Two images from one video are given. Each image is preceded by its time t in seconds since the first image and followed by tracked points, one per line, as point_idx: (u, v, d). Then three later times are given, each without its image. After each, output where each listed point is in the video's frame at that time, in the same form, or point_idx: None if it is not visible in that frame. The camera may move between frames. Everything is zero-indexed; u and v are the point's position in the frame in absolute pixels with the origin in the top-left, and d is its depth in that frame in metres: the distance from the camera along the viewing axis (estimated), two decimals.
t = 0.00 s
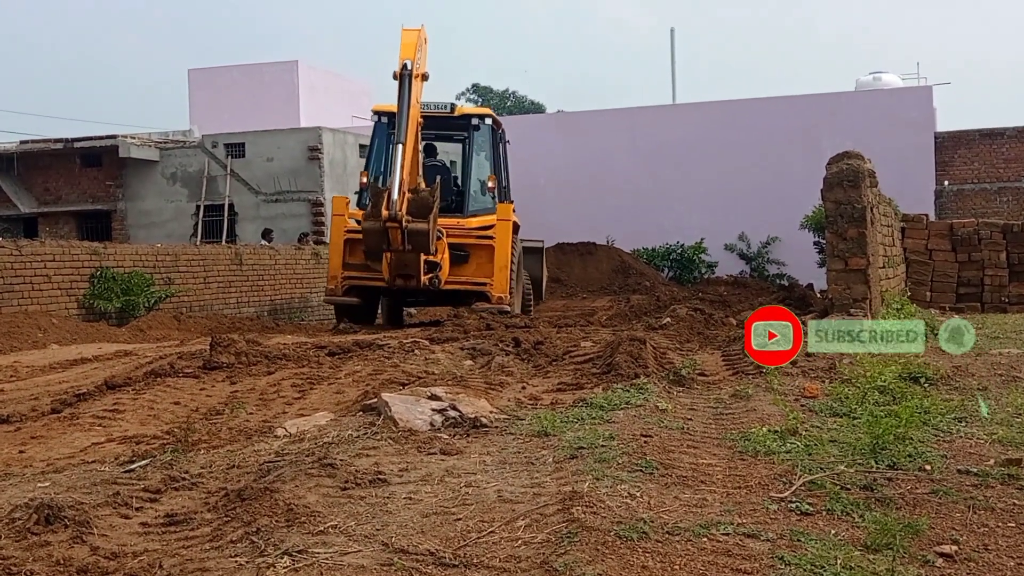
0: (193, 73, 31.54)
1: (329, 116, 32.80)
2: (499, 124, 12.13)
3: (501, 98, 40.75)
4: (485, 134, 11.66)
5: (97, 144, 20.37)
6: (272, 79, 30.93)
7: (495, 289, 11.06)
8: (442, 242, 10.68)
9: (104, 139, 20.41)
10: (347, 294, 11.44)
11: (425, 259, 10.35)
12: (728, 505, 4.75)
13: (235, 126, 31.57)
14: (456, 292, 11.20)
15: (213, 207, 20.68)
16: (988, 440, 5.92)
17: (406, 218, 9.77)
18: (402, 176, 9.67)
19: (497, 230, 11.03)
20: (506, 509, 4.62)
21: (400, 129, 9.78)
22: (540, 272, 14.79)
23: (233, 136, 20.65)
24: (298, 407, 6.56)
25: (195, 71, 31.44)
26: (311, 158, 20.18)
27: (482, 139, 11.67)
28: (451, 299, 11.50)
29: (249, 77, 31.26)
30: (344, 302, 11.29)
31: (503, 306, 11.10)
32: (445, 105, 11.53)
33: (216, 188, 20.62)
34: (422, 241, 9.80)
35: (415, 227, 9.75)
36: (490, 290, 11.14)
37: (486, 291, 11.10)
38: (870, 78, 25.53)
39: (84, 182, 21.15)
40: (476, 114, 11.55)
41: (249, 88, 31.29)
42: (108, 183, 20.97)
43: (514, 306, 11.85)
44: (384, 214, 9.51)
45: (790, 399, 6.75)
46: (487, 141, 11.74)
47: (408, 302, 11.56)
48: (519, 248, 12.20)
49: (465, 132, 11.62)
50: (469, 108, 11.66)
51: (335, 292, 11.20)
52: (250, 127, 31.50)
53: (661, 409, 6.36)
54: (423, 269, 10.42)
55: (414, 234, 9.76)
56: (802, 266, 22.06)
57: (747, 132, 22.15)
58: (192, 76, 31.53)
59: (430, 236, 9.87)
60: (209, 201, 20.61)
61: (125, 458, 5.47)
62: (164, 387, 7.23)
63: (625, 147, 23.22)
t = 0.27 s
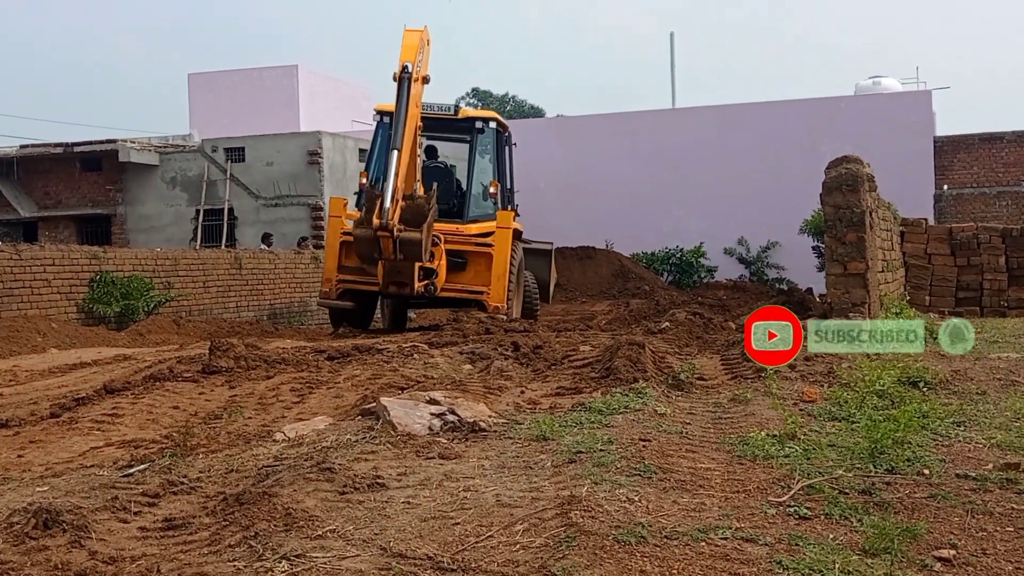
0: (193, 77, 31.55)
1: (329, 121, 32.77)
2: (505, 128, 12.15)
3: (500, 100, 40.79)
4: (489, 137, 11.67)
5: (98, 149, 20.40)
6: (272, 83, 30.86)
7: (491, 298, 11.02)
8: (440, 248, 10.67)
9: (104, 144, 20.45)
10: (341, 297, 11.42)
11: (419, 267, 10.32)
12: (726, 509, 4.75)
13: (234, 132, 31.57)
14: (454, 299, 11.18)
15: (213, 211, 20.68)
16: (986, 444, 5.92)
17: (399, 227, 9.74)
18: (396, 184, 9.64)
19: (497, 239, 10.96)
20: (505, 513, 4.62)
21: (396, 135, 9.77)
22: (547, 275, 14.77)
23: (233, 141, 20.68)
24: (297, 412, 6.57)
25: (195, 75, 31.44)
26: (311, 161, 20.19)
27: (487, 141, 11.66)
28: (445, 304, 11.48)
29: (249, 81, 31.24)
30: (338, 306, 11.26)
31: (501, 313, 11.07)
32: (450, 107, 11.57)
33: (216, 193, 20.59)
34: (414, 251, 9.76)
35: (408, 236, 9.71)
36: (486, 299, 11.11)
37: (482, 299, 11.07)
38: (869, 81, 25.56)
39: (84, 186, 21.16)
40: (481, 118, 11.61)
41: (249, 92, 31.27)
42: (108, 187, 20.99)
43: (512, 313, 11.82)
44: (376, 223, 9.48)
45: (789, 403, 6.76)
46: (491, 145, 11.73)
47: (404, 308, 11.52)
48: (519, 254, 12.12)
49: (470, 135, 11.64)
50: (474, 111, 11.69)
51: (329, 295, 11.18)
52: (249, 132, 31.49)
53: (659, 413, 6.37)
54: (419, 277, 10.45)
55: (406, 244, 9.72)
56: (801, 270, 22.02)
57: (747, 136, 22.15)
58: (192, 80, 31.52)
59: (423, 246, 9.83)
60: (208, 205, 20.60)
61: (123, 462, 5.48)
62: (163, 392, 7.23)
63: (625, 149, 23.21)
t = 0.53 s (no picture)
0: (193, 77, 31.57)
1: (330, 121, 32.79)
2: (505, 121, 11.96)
3: (501, 100, 40.81)
4: (486, 133, 11.52)
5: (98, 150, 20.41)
6: (272, 84, 30.89)
7: (490, 298, 10.97)
8: (436, 248, 10.67)
9: (105, 145, 20.47)
10: (336, 299, 11.38)
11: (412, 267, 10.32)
12: (726, 510, 4.75)
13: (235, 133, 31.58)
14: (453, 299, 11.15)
15: (214, 212, 20.69)
16: (986, 445, 5.93)
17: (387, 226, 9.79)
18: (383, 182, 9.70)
19: (493, 236, 10.94)
20: (504, 514, 4.62)
21: (384, 131, 9.82)
22: (557, 274, 14.74)
23: (233, 142, 20.68)
24: (297, 412, 6.57)
25: (195, 76, 31.44)
26: (311, 162, 20.18)
27: (484, 137, 11.54)
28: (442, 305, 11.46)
29: (248, 82, 31.26)
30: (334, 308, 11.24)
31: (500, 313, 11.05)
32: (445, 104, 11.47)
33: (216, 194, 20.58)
34: (403, 251, 9.79)
35: (396, 236, 9.75)
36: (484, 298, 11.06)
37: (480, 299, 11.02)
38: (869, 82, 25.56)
39: (84, 188, 21.17)
40: (476, 113, 11.45)
41: (249, 93, 31.28)
42: (109, 189, 21.02)
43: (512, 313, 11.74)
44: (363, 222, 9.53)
45: (788, 404, 6.76)
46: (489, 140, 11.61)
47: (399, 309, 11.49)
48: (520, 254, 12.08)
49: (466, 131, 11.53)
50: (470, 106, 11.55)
51: (324, 297, 11.19)
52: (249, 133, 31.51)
53: (659, 414, 6.37)
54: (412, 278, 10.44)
55: (394, 244, 9.75)
56: (802, 271, 22.00)
57: (748, 137, 22.14)
58: (192, 81, 31.53)
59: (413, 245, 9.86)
60: (209, 206, 20.61)
61: (123, 463, 5.49)
62: (163, 392, 7.23)
63: (625, 150, 23.20)
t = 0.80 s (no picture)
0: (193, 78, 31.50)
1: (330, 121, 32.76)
2: (492, 114, 11.91)
3: (501, 100, 40.81)
4: (472, 127, 11.45)
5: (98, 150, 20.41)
6: (273, 84, 30.85)
7: (480, 294, 10.86)
8: (423, 244, 10.67)
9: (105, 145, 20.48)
10: (326, 301, 11.26)
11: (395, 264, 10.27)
12: (725, 510, 4.76)
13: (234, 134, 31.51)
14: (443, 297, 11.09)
15: (213, 212, 20.68)
16: (985, 445, 5.93)
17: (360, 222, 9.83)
18: (355, 177, 9.77)
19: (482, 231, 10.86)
20: (503, 514, 4.62)
21: (356, 124, 9.93)
22: (567, 274, 14.70)
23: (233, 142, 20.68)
24: (296, 412, 6.57)
25: (194, 76, 31.38)
26: (310, 162, 20.19)
27: (470, 131, 11.44)
28: (435, 306, 11.35)
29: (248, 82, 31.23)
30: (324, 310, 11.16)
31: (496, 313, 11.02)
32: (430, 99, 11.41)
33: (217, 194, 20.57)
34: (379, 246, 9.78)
35: (370, 231, 9.76)
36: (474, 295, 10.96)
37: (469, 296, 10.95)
38: (869, 82, 25.56)
39: (84, 187, 21.16)
40: (462, 107, 11.38)
41: (249, 92, 31.22)
42: (109, 189, 21.00)
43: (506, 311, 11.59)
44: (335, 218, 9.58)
45: (788, 404, 6.76)
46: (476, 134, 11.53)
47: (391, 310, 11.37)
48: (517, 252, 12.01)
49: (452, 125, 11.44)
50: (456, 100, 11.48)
51: (313, 299, 11.06)
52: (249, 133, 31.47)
53: (659, 414, 6.37)
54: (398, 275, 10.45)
55: (369, 238, 9.77)
56: (802, 270, 21.98)
57: (747, 137, 22.14)
58: (192, 81, 31.47)
59: (388, 240, 9.84)
60: (209, 206, 20.61)
61: (123, 463, 5.49)
62: (162, 393, 7.23)
63: (625, 150, 23.20)
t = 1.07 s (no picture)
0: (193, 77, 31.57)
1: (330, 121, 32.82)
2: (477, 104, 11.74)
3: (501, 101, 40.83)
4: (455, 118, 11.32)
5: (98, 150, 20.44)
6: (272, 84, 30.93)
7: (461, 289, 10.88)
8: (405, 239, 10.77)
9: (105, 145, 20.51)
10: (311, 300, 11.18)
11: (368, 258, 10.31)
12: (726, 509, 4.76)
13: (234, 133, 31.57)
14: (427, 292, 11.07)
15: (214, 212, 20.69)
16: (986, 445, 5.93)
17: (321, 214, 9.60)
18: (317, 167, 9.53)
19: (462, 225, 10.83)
20: (504, 513, 4.62)
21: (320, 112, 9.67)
22: (580, 274, 14.67)
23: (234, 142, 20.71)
24: (297, 412, 6.57)
25: (194, 76, 31.44)
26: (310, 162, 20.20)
27: (454, 123, 11.33)
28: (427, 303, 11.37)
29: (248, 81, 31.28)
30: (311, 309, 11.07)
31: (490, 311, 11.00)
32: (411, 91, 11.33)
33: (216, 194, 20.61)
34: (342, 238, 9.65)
35: (332, 223, 9.60)
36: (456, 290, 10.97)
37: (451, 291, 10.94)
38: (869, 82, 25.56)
39: (84, 187, 21.17)
40: (443, 98, 11.25)
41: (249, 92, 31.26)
42: (109, 189, 21.01)
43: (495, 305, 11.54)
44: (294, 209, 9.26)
45: (789, 403, 6.76)
46: (460, 125, 11.40)
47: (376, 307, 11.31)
48: (512, 248, 11.99)
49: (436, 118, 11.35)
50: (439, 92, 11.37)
51: (297, 299, 10.99)
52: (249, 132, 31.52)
53: (659, 413, 6.37)
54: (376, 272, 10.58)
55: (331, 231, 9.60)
56: (802, 270, 21.97)
57: (747, 137, 22.15)
58: (191, 80, 31.53)
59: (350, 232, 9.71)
60: (209, 206, 20.62)
61: (123, 463, 5.49)
62: (163, 392, 7.23)
63: (625, 149, 23.21)
